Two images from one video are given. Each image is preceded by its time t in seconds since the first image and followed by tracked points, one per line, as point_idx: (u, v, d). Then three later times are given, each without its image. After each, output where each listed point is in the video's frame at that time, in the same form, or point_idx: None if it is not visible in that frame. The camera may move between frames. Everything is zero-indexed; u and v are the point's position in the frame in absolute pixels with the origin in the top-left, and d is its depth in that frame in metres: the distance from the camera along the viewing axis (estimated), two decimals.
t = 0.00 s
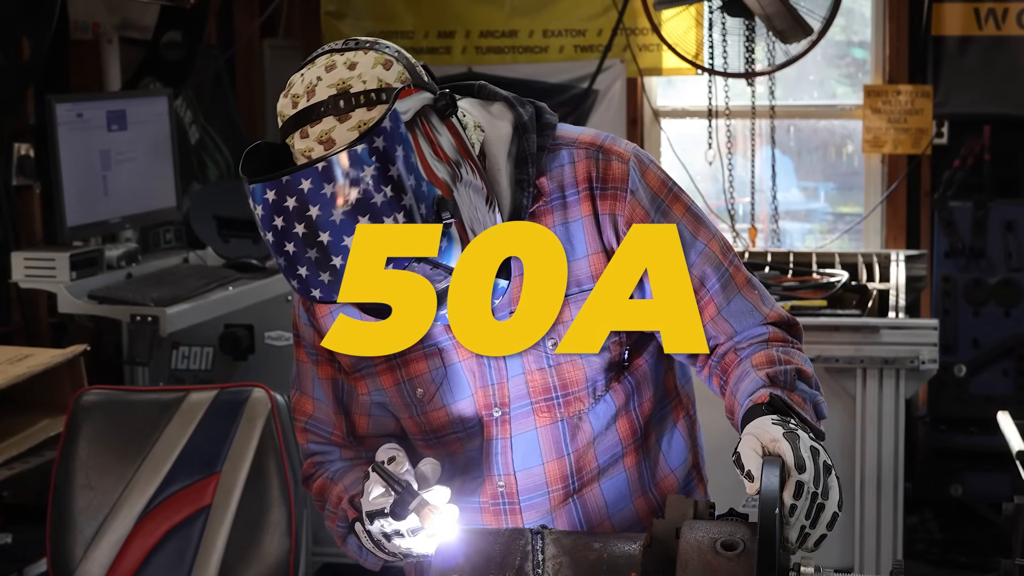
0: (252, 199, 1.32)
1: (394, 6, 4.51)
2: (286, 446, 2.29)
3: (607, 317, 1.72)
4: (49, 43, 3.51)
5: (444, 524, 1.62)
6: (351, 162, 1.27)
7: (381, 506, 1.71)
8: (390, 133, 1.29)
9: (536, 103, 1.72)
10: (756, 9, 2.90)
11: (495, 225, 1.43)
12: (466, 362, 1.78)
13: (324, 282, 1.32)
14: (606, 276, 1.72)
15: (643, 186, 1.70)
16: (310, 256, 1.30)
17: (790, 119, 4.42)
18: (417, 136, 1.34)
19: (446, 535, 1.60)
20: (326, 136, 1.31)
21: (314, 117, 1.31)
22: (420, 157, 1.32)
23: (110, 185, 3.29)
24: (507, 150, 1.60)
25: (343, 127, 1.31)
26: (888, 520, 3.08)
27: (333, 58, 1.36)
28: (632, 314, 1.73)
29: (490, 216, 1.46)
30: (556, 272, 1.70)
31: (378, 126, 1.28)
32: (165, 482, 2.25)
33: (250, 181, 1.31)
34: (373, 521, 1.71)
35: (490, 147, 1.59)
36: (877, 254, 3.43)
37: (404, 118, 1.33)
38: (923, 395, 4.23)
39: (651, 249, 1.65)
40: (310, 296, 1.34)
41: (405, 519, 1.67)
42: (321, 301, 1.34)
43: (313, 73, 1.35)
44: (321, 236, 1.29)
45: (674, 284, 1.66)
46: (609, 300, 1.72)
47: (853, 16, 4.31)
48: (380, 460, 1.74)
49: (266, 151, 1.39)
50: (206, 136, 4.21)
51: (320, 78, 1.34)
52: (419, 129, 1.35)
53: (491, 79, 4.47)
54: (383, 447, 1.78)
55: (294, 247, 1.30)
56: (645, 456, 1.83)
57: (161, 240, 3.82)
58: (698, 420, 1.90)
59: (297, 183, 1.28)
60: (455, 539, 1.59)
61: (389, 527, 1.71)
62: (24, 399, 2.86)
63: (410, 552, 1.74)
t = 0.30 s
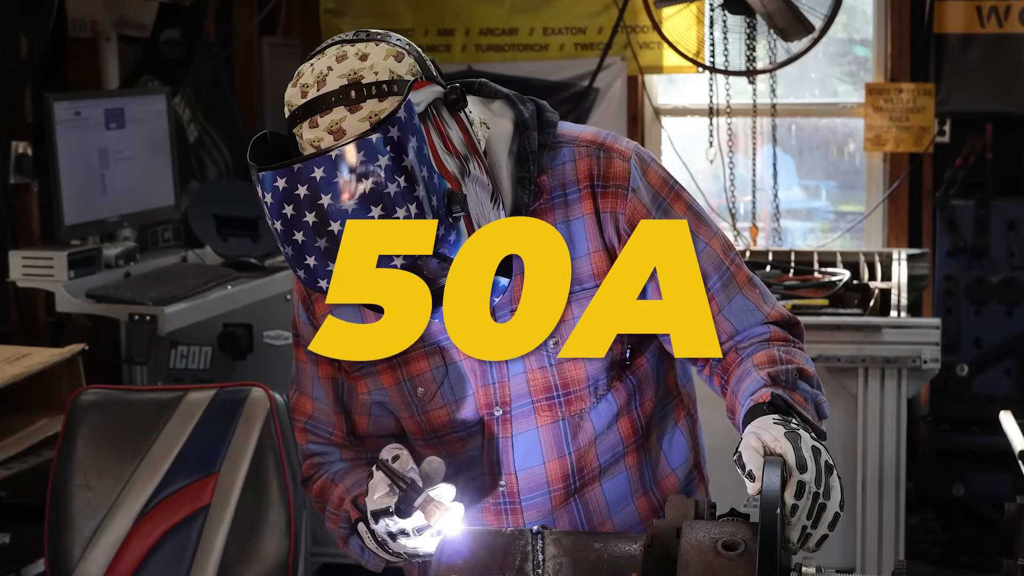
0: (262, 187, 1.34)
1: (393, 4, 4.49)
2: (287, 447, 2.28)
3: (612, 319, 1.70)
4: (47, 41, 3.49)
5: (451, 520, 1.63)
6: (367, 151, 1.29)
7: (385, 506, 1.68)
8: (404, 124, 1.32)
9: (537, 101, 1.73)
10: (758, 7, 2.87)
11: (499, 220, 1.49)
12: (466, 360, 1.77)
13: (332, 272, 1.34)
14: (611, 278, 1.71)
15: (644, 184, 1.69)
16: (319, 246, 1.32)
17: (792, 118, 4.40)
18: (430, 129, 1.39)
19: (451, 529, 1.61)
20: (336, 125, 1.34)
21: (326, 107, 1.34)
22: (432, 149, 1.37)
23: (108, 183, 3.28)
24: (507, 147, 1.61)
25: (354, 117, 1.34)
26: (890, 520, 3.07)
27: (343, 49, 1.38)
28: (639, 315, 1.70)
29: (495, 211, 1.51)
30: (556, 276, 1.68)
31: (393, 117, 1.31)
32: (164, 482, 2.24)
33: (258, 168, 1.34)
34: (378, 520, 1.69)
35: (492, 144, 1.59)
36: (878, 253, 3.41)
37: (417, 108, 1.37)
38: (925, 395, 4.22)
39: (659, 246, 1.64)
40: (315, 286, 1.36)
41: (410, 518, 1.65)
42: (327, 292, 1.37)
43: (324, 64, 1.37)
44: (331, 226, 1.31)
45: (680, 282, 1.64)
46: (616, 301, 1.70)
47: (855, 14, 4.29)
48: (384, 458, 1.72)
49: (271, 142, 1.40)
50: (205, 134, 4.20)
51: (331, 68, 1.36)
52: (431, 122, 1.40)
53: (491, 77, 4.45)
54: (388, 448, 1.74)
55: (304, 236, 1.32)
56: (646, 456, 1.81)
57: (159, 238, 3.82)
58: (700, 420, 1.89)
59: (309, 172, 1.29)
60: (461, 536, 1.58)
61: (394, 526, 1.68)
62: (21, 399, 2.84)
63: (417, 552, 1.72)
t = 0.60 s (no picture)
0: (260, 186, 1.32)
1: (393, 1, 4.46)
2: (286, 447, 2.27)
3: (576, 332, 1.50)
4: (44, 39, 3.48)
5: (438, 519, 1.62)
6: (366, 149, 1.28)
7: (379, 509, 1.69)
8: (404, 122, 1.32)
9: (537, 99, 1.72)
10: (759, 5, 2.87)
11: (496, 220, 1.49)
12: (467, 360, 1.75)
13: (331, 272, 1.30)
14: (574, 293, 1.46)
15: (645, 182, 1.67)
16: (318, 245, 1.29)
17: (793, 116, 4.39)
18: (430, 128, 1.39)
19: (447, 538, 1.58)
20: (336, 123, 1.32)
21: (325, 105, 1.32)
22: (431, 147, 1.37)
23: (106, 182, 3.27)
24: (508, 146, 1.60)
25: (354, 115, 1.32)
26: (891, 520, 3.06)
27: (343, 47, 1.37)
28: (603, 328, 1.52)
29: (494, 211, 1.51)
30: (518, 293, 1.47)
31: (393, 115, 1.31)
32: (162, 482, 2.23)
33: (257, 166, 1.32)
34: (375, 525, 1.69)
35: (492, 142, 1.58)
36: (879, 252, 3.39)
37: (417, 106, 1.37)
38: (927, 394, 4.21)
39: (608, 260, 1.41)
40: (315, 286, 1.31)
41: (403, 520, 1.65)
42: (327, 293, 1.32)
43: (323, 62, 1.36)
44: (330, 225, 1.28)
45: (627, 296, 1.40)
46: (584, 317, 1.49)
47: (856, 12, 4.27)
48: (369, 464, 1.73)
49: (270, 140, 1.38)
50: (204, 133, 4.19)
51: (331, 66, 1.35)
52: (431, 120, 1.40)
53: (491, 76, 4.44)
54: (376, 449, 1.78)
55: (303, 235, 1.29)
56: (648, 455, 1.80)
57: (157, 237, 3.82)
58: (701, 419, 1.88)
59: (308, 170, 1.28)
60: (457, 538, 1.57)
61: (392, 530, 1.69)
62: (18, 399, 2.83)
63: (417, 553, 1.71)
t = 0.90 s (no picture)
0: (258, 182, 1.30)
1: None
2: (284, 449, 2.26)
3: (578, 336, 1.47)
4: (42, 36, 3.47)
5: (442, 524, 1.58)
6: (364, 144, 1.27)
7: (381, 511, 1.66)
8: (402, 118, 1.30)
9: (537, 97, 1.70)
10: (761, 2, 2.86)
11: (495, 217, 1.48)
12: (467, 359, 1.74)
13: (328, 268, 1.29)
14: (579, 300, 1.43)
15: (646, 179, 1.66)
16: (315, 241, 1.28)
17: (794, 114, 4.38)
18: (429, 124, 1.38)
19: (444, 538, 1.57)
20: (333, 120, 1.31)
21: (323, 101, 1.31)
22: (430, 144, 1.36)
23: (104, 180, 3.25)
24: (508, 143, 1.59)
25: (352, 111, 1.31)
26: (893, 520, 3.05)
27: (342, 43, 1.36)
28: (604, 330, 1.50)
29: (493, 209, 1.50)
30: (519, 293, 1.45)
31: (391, 111, 1.29)
32: (160, 482, 2.22)
33: (255, 162, 1.31)
34: (375, 526, 1.67)
35: (492, 140, 1.57)
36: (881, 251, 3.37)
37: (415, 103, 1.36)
38: (928, 394, 4.20)
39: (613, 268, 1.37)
40: (312, 283, 1.31)
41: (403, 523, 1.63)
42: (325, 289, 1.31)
43: (321, 58, 1.35)
44: (328, 221, 1.27)
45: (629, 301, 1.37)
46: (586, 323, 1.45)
47: (858, 9, 4.25)
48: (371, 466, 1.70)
49: (269, 136, 1.37)
50: (202, 131, 4.20)
51: (329, 62, 1.34)
52: (430, 116, 1.38)
53: (491, 74, 4.43)
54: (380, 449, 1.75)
55: (300, 231, 1.28)
56: (648, 454, 1.79)
57: (155, 236, 3.81)
58: (701, 419, 1.87)
59: (306, 166, 1.26)
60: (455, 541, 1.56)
61: (392, 531, 1.67)
62: (16, 398, 2.81)
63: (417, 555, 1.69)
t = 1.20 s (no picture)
0: (256, 180, 1.29)
1: None
2: (283, 448, 2.24)
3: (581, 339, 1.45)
4: (41, 34, 3.45)
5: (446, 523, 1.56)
6: (362, 143, 1.26)
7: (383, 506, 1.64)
8: (400, 117, 1.29)
9: (538, 95, 1.69)
10: None
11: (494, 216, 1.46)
12: (467, 359, 1.72)
13: (326, 268, 1.28)
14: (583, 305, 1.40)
15: (646, 178, 1.64)
16: (314, 240, 1.27)
17: (796, 112, 4.37)
18: (428, 122, 1.37)
19: (445, 534, 1.56)
20: (332, 118, 1.30)
21: (321, 99, 1.30)
22: (428, 142, 1.35)
23: (102, 179, 3.24)
24: (508, 142, 1.58)
25: (350, 110, 1.30)
26: (894, 520, 3.04)
27: (340, 41, 1.35)
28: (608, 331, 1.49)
29: (493, 208, 1.48)
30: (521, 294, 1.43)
31: (389, 109, 1.28)
32: (159, 481, 2.21)
33: (253, 161, 1.30)
34: (377, 521, 1.65)
35: (492, 138, 1.56)
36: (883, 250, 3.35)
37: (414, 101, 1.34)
38: (930, 393, 4.18)
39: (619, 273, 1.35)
40: (311, 282, 1.30)
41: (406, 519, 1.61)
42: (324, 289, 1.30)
43: (320, 56, 1.34)
44: (326, 220, 1.26)
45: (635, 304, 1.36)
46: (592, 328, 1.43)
47: (859, 7, 4.24)
48: (380, 458, 1.68)
49: (267, 135, 1.37)
50: (200, 129, 4.21)
51: (328, 60, 1.33)
52: (428, 115, 1.37)
53: (491, 72, 4.41)
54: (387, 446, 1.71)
55: (299, 230, 1.27)
56: (648, 454, 1.78)
57: (154, 234, 3.77)
58: (703, 418, 1.85)
59: (304, 164, 1.25)
60: (455, 539, 1.55)
61: (393, 527, 1.65)
62: (13, 398, 2.80)
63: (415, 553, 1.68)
